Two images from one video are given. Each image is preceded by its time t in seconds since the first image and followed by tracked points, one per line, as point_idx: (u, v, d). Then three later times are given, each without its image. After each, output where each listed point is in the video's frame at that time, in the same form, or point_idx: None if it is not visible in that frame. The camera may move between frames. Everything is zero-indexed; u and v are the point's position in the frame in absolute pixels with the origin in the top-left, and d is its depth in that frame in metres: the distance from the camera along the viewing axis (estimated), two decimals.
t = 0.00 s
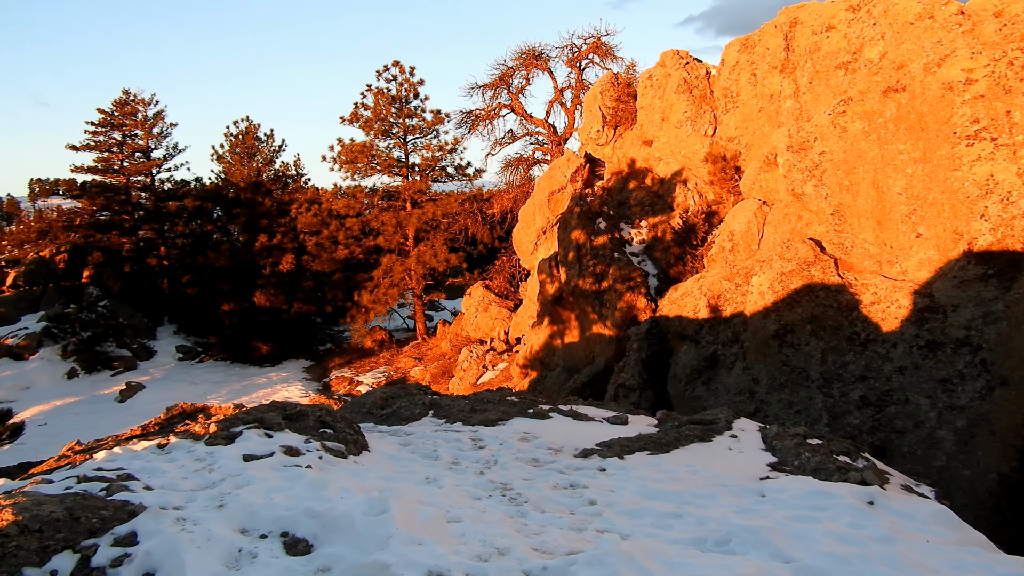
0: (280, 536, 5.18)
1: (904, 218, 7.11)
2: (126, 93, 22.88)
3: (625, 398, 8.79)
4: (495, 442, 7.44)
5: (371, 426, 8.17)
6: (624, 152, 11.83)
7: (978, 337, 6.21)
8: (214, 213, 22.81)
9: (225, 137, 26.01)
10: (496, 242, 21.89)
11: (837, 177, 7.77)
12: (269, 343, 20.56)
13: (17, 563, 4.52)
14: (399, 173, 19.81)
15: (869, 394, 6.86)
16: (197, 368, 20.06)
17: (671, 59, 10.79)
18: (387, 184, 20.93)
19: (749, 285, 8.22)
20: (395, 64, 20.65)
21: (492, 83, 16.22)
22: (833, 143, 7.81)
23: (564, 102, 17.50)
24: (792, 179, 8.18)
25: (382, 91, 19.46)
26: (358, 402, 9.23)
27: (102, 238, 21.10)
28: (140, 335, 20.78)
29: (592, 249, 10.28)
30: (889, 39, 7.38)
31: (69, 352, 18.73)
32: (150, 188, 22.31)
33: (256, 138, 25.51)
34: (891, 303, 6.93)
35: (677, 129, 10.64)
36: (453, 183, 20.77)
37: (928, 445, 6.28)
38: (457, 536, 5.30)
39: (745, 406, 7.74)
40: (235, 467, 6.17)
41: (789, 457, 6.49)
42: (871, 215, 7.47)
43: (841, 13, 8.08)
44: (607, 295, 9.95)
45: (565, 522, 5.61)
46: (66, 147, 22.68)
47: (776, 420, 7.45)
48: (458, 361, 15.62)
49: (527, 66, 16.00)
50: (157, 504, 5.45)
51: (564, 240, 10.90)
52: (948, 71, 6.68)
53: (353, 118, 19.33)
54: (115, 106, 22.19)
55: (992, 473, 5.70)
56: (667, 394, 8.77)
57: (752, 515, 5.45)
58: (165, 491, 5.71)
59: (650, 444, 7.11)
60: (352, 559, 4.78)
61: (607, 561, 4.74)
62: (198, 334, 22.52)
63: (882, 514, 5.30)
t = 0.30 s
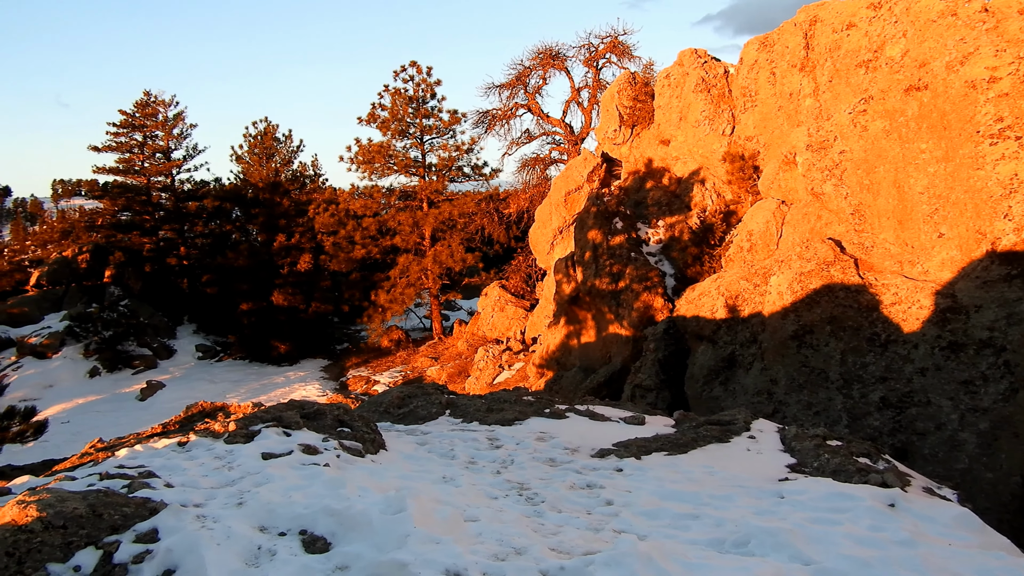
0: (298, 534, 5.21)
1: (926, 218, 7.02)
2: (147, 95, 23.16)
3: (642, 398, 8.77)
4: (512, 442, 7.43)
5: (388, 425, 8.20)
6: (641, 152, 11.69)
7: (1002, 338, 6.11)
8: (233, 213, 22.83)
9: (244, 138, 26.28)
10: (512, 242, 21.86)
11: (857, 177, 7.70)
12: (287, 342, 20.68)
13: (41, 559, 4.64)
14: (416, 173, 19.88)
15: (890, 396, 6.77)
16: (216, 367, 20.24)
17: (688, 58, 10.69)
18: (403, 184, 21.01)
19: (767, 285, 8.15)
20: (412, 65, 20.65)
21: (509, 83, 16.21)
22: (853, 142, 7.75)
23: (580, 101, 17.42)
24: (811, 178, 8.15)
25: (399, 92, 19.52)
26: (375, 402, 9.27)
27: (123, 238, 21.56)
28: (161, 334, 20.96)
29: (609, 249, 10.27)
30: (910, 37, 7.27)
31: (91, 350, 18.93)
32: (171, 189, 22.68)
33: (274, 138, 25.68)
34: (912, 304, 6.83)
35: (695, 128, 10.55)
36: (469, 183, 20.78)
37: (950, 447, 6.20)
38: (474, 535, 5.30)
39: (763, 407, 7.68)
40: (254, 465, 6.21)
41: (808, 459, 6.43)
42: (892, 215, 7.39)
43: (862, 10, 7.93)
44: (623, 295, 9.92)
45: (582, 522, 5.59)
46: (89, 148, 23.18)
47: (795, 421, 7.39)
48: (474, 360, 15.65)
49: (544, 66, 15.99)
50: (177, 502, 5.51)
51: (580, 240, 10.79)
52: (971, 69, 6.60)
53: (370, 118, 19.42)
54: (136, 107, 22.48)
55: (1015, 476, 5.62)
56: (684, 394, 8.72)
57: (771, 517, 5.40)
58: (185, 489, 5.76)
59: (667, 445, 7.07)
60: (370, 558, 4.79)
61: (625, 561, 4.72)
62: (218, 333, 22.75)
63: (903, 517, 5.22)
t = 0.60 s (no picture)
0: (316, 531, 5.24)
1: (947, 217, 6.93)
2: (167, 96, 23.41)
3: (658, 398, 8.74)
4: (528, 441, 7.43)
5: (404, 424, 8.23)
6: (658, 150, 11.69)
7: None
8: (252, 213, 23.30)
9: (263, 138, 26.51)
10: (528, 241, 21.81)
11: (877, 176, 7.61)
12: (304, 340, 20.70)
13: (64, 553, 4.74)
14: (432, 173, 19.94)
15: (910, 397, 6.68)
16: (234, 366, 20.41)
17: (706, 56, 10.68)
18: (419, 184, 21.08)
19: (785, 285, 8.08)
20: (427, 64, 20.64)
21: (525, 83, 16.22)
22: (873, 141, 7.67)
23: (596, 100, 17.31)
24: (830, 177, 8.07)
25: (415, 91, 19.57)
26: (391, 400, 9.31)
27: (143, 238, 21.92)
28: (180, 333, 21.26)
29: (625, 248, 10.24)
30: (931, 34, 7.17)
31: (112, 349, 19.18)
32: (190, 189, 22.96)
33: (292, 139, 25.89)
34: (933, 304, 6.73)
35: (712, 127, 10.49)
36: (484, 183, 20.78)
37: (972, 450, 6.10)
38: (490, 534, 5.30)
39: (781, 408, 7.62)
40: (272, 463, 6.26)
41: (826, 460, 6.37)
42: (913, 214, 7.29)
43: (882, 7, 7.84)
44: (639, 295, 9.88)
45: (598, 522, 5.58)
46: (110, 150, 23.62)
47: (813, 422, 7.32)
48: (490, 360, 15.66)
49: (560, 65, 15.98)
50: (197, 498, 5.56)
51: (597, 240, 10.81)
52: (994, 66, 6.48)
53: (386, 118, 19.51)
54: (156, 109, 22.71)
55: None
56: (701, 395, 8.67)
57: (789, 519, 5.35)
58: (205, 486, 5.81)
59: (684, 445, 7.03)
60: (387, 556, 4.81)
61: (642, 562, 4.70)
62: (236, 331, 22.92)
63: (924, 520, 5.15)
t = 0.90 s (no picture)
0: (334, 527, 5.27)
1: (970, 217, 6.85)
2: (187, 95, 23.67)
3: (674, 397, 8.70)
4: (544, 439, 7.43)
5: (421, 421, 8.25)
6: (676, 149, 11.59)
7: None
8: (269, 210, 23.61)
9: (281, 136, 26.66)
10: (544, 239, 21.72)
11: (898, 174, 7.51)
12: (321, 338, 20.91)
13: (87, 546, 4.81)
14: (448, 171, 19.98)
15: (931, 398, 6.60)
16: (252, 362, 20.57)
17: (724, 54, 10.58)
18: (436, 182, 21.11)
19: (803, 284, 8.00)
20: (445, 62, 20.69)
21: (542, 81, 16.21)
22: (894, 139, 7.58)
23: (613, 98, 17.18)
24: (850, 176, 7.98)
25: (433, 90, 19.60)
26: (408, 397, 9.34)
27: (163, 235, 22.26)
28: (199, 330, 21.66)
29: (642, 247, 10.22)
30: (955, 31, 7.08)
31: (132, 345, 19.48)
32: (209, 187, 22.89)
33: (309, 137, 25.99)
34: (955, 305, 6.64)
35: (729, 125, 10.40)
36: (501, 180, 20.73)
37: (993, 452, 6.02)
38: (507, 532, 5.30)
39: (799, 408, 7.55)
40: (291, 459, 6.30)
41: (846, 461, 6.30)
42: (934, 213, 7.20)
43: (904, 4, 7.75)
44: (656, 293, 9.83)
45: (614, 521, 5.56)
46: (131, 147, 23.71)
47: (832, 423, 7.25)
48: (505, 358, 15.65)
49: (577, 63, 15.94)
50: (217, 493, 5.61)
51: (614, 238, 10.80)
52: (1019, 64, 6.41)
53: (404, 116, 19.56)
54: (176, 107, 22.93)
55: None
56: (717, 394, 8.62)
57: (808, 520, 5.30)
58: (224, 480, 5.87)
59: (701, 445, 7.00)
60: (404, 552, 4.82)
61: (659, 561, 4.67)
62: (254, 328, 23.04)
63: (945, 523, 5.08)
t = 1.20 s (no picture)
0: (353, 523, 5.30)
1: (993, 214, 6.76)
2: (206, 95, 23.93)
3: (691, 396, 8.68)
4: (561, 437, 7.43)
5: (438, 418, 8.28)
6: (693, 146, 11.51)
7: None
8: (286, 208, 23.59)
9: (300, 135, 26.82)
10: (561, 238, 21.64)
11: (920, 171, 7.42)
12: (338, 335, 21.03)
13: (111, 539, 4.89)
14: (465, 169, 20.00)
15: (952, 398, 6.53)
16: (270, 359, 20.73)
17: (742, 50, 10.50)
18: (452, 180, 21.13)
19: (822, 282, 7.92)
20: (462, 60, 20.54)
21: (558, 78, 16.20)
22: (915, 135, 7.49)
23: (630, 95, 17.06)
24: (870, 173, 7.88)
25: (449, 88, 19.62)
26: (424, 395, 9.37)
27: (183, 233, 22.76)
28: (217, 326, 21.96)
29: (659, 245, 10.19)
30: (978, 26, 6.99)
31: (152, 342, 19.72)
32: (228, 185, 23.18)
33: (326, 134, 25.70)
34: (977, 304, 6.55)
35: (747, 122, 10.32)
36: (517, 178, 20.65)
37: (1017, 453, 5.95)
38: (524, 529, 5.30)
39: (817, 407, 7.49)
40: (309, 455, 6.34)
41: (866, 461, 6.24)
42: (956, 210, 7.11)
43: None
44: (673, 291, 9.81)
45: (632, 519, 5.55)
46: (153, 146, 24.28)
47: (851, 423, 7.19)
48: (521, 356, 15.66)
49: (593, 61, 15.90)
50: (237, 488, 5.66)
51: (631, 236, 10.82)
52: None
53: (419, 114, 19.60)
54: (195, 106, 23.17)
55: None
56: (735, 393, 8.58)
57: (827, 520, 5.26)
58: (244, 476, 5.92)
59: (718, 444, 6.97)
60: (422, 549, 4.84)
61: (677, 560, 4.66)
62: (272, 326, 23.21)
63: (968, 524, 5.01)
